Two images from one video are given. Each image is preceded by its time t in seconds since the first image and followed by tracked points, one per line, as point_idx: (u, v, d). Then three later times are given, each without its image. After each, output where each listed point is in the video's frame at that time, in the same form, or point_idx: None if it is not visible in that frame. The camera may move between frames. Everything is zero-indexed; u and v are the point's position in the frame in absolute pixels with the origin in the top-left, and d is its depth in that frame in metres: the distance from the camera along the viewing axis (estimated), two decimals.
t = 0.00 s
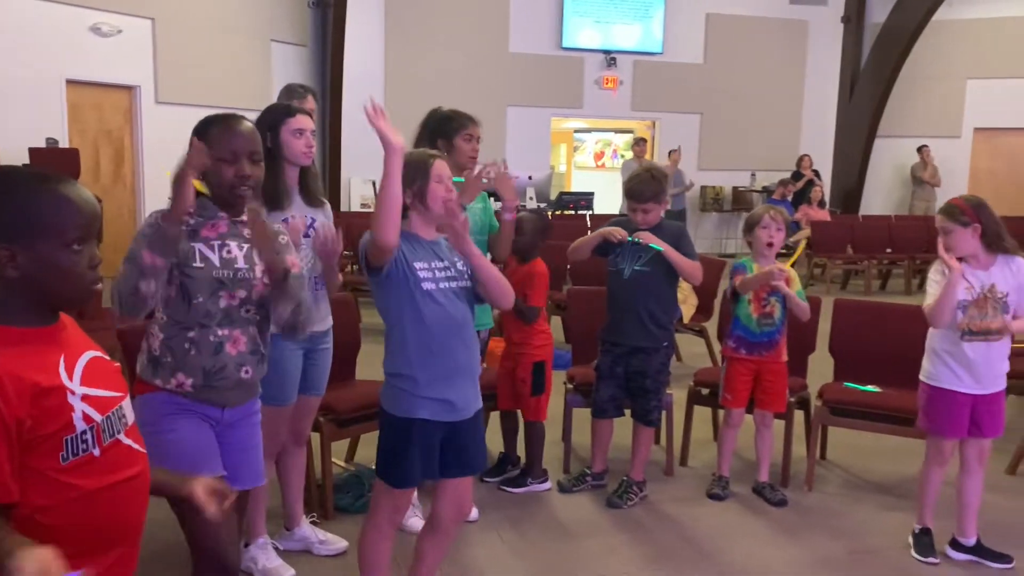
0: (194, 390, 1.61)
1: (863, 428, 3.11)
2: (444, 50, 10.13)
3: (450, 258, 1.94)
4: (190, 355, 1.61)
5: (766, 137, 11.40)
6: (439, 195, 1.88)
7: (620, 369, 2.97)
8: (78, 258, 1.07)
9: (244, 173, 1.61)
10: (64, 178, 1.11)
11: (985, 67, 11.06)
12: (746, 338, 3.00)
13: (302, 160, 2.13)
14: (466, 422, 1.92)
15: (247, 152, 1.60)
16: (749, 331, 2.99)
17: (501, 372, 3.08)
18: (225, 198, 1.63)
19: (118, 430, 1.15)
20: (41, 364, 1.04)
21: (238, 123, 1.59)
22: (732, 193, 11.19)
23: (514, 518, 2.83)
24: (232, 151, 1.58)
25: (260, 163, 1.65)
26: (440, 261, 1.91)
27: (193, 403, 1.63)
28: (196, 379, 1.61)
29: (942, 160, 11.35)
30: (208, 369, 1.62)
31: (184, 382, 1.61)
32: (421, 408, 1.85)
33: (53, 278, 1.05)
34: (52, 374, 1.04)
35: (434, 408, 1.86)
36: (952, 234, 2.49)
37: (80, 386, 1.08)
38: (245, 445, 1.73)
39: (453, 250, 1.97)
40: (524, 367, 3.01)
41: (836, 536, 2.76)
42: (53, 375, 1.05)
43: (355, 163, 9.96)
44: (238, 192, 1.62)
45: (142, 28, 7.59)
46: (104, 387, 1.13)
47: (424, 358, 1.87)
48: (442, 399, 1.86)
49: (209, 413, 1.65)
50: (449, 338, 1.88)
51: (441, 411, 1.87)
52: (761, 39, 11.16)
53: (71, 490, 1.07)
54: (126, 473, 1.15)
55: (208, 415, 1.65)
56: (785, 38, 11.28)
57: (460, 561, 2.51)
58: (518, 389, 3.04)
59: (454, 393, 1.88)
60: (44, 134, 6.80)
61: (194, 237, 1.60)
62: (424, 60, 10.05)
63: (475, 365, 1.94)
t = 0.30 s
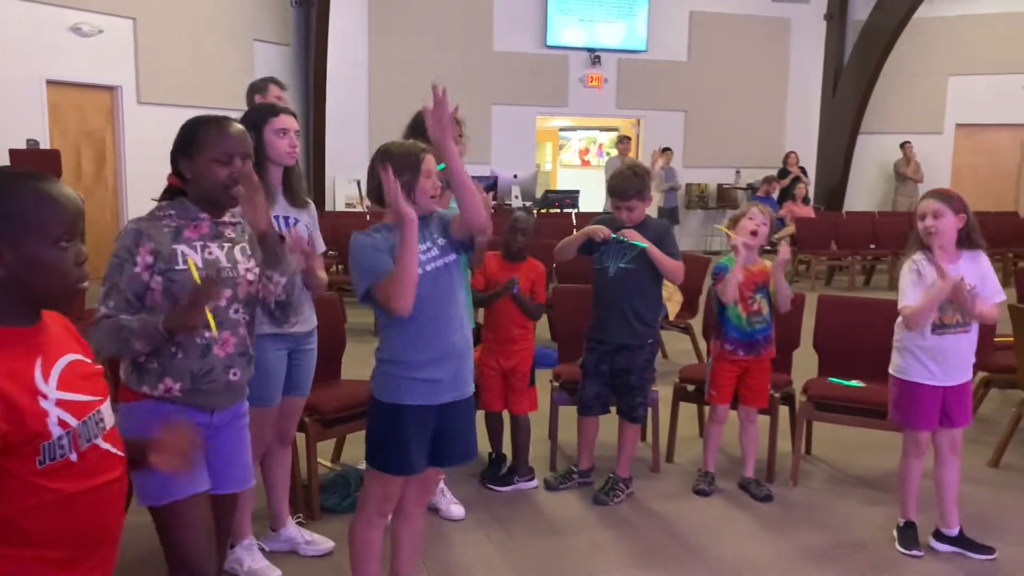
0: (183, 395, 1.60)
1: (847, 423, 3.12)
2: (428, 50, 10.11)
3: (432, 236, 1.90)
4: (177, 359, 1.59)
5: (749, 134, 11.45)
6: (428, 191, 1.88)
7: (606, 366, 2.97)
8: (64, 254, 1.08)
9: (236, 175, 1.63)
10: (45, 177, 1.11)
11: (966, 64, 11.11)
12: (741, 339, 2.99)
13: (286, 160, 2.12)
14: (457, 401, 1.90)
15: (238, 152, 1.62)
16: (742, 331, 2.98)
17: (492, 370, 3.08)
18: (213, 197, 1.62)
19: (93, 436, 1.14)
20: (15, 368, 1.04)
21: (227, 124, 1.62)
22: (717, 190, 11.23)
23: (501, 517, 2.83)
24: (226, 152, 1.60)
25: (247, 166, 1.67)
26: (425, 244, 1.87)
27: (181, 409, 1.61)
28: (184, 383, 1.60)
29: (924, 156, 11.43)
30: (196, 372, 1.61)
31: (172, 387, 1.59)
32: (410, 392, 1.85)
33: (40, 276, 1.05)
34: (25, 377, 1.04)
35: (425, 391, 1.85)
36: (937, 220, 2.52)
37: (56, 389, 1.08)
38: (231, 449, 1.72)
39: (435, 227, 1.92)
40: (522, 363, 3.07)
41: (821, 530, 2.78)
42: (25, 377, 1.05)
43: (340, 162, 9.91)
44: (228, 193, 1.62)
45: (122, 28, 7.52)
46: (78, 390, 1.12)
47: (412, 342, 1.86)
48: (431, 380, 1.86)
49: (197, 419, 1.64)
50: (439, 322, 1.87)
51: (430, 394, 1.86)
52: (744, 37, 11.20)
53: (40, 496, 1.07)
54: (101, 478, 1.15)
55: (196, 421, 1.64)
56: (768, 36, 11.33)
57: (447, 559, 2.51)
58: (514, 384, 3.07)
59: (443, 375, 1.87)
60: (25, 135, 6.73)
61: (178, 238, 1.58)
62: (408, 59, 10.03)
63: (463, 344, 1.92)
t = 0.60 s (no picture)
0: (166, 400, 1.61)
1: (829, 420, 3.14)
2: (412, 50, 10.09)
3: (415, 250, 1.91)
4: (158, 366, 1.60)
5: (733, 133, 11.50)
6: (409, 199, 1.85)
7: (591, 366, 2.98)
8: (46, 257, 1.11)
9: (204, 180, 1.62)
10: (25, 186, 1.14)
11: (947, 62, 11.20)
12: (697, 325, 3.04)
13: (263, 162, 2.11)
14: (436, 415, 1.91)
15: (206, 156, 1.62)
16: (699, 318, 3.03)
17: (483, 370, 3.08)
18: (176, 200, 1.62)
19: (33, 452, 1.13)
20: None
21: (192, 128, 1.61)
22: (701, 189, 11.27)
23: (485, 517, 2.83)
24: (193, 154, 1.60)
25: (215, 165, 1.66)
26: (406, 255, 1.89)
27: (165, 413, 1.61)
28: (168, 388, 1.61)
29: (905, 154, 11.51)
30: (179, 378, 1.62)
31: (155, 393, 1.60)
32: (392, 399, 1.84)
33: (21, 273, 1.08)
34: None
35: (405, 402, 1.84)
36: (935, 210, 2.54)
37: None
38: (217, 452, 1.72)
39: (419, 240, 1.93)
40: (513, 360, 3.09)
41: (804, 525, 2.80)
42: None
43: (324, 164, 9.89)
44: (194, 197, 1.62)
45: (103, 32, 7.48)
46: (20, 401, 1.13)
47: (392, 350, 1.86)
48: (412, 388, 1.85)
49: (181, 422, 1.64)
50: (418, 332, 1.87)
51: (412, 402, 1.85)
52: (727, 36, 11.25)
53: None
54: (44, 494, 1.15)
55: (179, 426, 1.64)
56: (751, 33, 11.39)
57: (432, 560, 2.51)
58: (505, 379, 3.09)
59: (424, 384, 1.87)
60: (4, 140, 6.67)
61: (143, 247, 1.57)
62: (392, 59, 10.01)
63: (445, 357, 1.92)
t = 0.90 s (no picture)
0: (128, 405, 1.57)
1: (804, 419, 3.17)
2: (391, 53, 10.07)
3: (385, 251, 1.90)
4: (120, 369, 1.57)
5: (711, 136, 11.58)
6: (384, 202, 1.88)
7: (568, 368, 2.99)
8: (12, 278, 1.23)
9: (172, 184, 1.64)
10: None
11: (921, 64, 11.33)
12: (653, 318, 3.07)
13: (235, 166, 2.10)
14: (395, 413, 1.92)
15: (164, 159, 1.62)
16: (653, 310, 3.08)
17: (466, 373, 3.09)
18: (142, 204, 1.61)
19: None
20: None
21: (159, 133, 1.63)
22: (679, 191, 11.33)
23: (462, 521, 2.83)
24: (164, 157, 1.62)
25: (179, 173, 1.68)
26: (376, 255, 1.87)
27: (127, 422, 1.59)
28: (129, 394, 1.58)
29: (880, 155, 11.63)
30: (143, 383, 1.59)
31: (116, 399, 1.57)
32: (349, 401, 1.84)
33: None
34: None
35: (362, 403, 1.85)
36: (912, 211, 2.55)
37: None
38: (181, 466, 1.68)
39: (387, 242, 1.92)
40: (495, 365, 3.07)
41: (777, 525, 2.82)
42: None
43: (302, 167, 9.83)
44: (163, 200, 1.63)
45: (76, 34, 7.40)
46: None
47: (355, 351, 1.85)
48: (370, 392, 1.85)
49: (143, 435, 1.62)
50: (383, 334, 1.87)
51: (368, 406, 1.85)
52: (704, 39, 11.33)
53: None
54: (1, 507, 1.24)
55: (141, 437, 1.61)
56: (728, 35, 11.48)
57: (408, 564, 2.51)
58: (486, 385, 3.07)
59: (382, 389, 1.87)
60: None
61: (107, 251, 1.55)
62: (371, 63, 9.99)
63: (405, 361, 1.92)
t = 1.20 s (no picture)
0: (94, 412, 1.57)
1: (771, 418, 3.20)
2: (361, 55, 10.02)
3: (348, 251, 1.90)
4: (88, 378, 1.55)
5: (680, 138, 11.65)
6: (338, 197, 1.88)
7: (538, 369, 2.99)
8: None
9: (151, 184, 1.62)
10: None
11: (887, 68, 11.50)
12: (618, 327, 3.10)
13: (197, 167, 2.08)
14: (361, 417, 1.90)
15: (138, 162, 1.59)
16: (619, 320, 3.10)
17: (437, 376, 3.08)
18: (123, 208, 1.59)
19: None
20: None
21: (133, 134, 1.59)
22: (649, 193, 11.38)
23: (431, 523, 2.83)
24: (140, 159, 1.58)
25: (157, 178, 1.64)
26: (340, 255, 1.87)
27: (92, 427, 1.58)
28: (96, 401, 1.57)
29: (847, 158, 11.77)
30: (109, 392, 1.58)
31: (82, 406, 1.56)
32: (318, 407, 1.82)
33: None
34: None
35: (332, 407, 1.83)
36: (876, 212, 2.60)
37: None
38: (144, 465, 1.69)
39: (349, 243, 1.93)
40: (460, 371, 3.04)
41: (745, 523, 2.85)
42: None
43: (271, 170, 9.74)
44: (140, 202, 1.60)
45: (40, 34, 7.26)
46: None
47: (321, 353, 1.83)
48: (338, 395, 1.84)
49: (108, 435, 1.61)
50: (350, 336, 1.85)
51: (336, 411, 1.84)
52: (674, 43, 11.41)
53: None
54: None
55: (108, 439, 1.61)
56: (698, 38, 11.56)
57: (377, 567, 2.50)
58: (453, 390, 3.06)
59: (348, 393, 1.85)
60: None
61: (83, 256, 1.52)
62: (340, 65, 9.93)
63: (369, 363, 1.91)
